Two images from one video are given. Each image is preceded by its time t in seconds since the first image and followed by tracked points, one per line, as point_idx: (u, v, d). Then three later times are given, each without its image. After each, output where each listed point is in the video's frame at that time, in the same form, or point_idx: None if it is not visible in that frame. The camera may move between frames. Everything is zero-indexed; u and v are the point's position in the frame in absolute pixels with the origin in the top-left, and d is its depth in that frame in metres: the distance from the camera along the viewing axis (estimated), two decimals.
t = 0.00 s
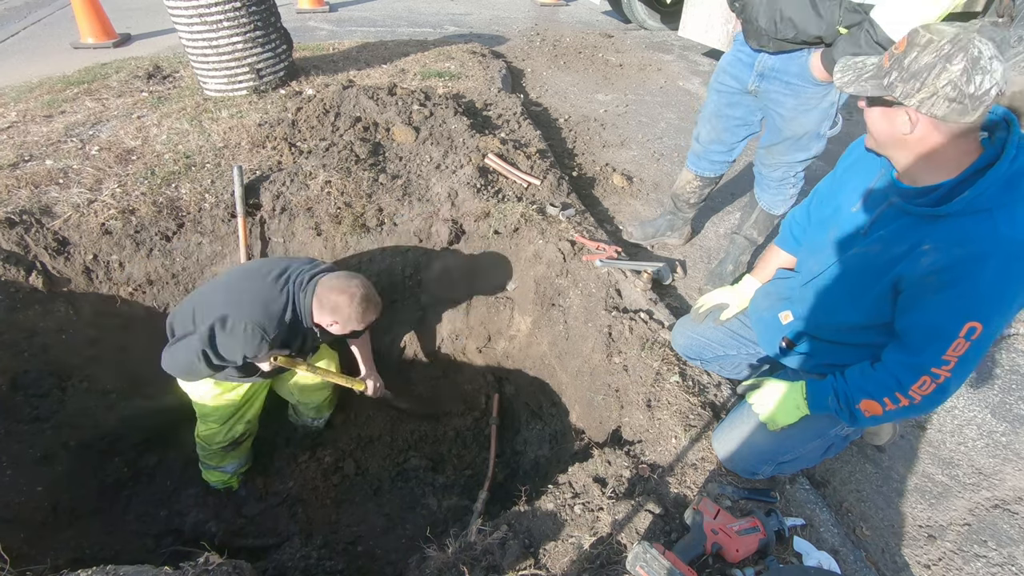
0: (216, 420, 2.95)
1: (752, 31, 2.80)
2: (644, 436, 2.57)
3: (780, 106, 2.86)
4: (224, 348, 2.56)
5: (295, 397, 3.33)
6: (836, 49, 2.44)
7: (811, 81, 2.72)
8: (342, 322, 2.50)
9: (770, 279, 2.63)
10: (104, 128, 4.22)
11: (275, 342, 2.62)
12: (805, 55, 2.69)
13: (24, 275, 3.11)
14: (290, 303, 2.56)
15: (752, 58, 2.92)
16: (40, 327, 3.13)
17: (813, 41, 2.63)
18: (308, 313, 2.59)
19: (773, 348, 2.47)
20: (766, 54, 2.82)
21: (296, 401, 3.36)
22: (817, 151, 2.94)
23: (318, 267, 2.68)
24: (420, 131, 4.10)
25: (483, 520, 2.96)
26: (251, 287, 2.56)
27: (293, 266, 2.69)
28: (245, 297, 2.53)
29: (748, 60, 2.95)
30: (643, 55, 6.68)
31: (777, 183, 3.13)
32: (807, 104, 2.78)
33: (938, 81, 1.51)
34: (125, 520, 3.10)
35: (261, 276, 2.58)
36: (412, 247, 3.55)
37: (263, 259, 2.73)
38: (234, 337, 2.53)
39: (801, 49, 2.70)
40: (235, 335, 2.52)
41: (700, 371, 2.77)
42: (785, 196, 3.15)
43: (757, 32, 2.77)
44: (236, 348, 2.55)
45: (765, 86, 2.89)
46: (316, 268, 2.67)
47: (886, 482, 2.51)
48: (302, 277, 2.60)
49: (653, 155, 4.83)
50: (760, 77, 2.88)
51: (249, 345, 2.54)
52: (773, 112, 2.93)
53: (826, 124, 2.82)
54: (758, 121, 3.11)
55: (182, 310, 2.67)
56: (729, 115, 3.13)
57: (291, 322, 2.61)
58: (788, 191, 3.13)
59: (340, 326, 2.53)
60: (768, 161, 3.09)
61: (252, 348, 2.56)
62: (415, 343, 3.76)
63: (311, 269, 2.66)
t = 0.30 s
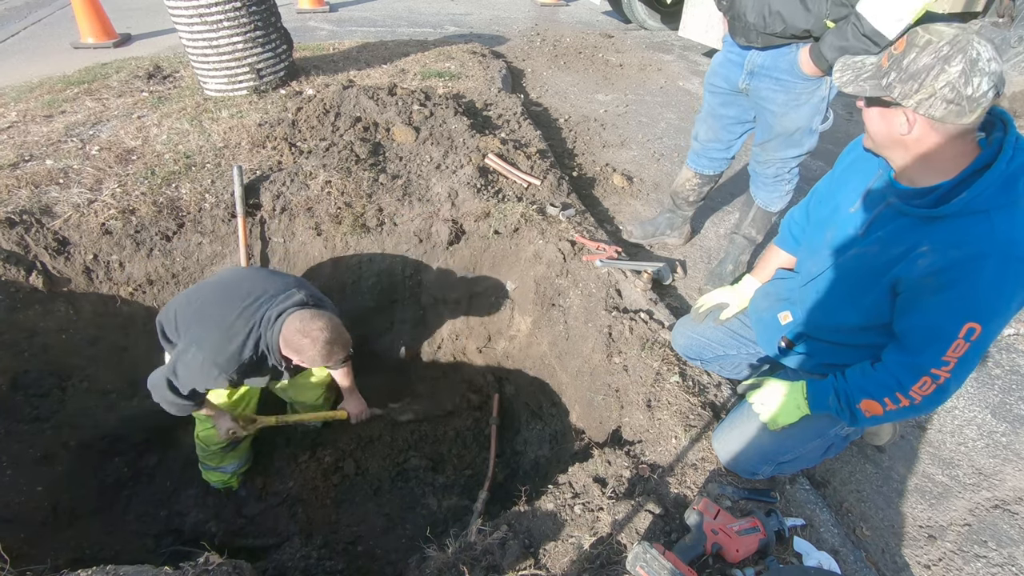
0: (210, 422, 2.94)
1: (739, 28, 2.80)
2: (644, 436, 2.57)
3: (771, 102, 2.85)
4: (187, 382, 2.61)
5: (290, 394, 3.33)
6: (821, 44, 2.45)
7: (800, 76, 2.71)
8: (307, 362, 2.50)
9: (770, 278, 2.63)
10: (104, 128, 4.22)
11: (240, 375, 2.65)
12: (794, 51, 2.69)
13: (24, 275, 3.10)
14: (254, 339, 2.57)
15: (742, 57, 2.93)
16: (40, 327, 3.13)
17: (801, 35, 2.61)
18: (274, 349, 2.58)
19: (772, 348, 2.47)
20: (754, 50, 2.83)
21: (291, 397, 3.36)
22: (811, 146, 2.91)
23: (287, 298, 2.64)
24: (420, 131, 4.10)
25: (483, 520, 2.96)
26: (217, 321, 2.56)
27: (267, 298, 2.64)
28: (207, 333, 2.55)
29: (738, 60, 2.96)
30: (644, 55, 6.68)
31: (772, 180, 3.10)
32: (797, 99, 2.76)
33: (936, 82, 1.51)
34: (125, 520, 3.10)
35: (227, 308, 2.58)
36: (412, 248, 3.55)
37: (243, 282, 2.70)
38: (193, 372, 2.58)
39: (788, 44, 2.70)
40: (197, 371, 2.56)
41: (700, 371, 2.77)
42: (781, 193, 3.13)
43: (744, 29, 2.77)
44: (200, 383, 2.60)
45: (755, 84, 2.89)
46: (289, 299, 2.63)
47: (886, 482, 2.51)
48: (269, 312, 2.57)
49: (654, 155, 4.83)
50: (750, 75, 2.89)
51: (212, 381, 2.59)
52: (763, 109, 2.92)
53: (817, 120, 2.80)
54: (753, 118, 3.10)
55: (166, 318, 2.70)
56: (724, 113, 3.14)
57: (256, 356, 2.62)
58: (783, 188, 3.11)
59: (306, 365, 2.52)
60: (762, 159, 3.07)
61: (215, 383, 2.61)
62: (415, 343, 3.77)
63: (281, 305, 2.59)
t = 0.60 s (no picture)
0: (217, 417, 2.94)
1: (726, 23, 2.79)
2: (644, 436, 2.57)
3: (758, 97, 2.85)
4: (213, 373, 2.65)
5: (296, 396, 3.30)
6: (808, 37, 2.48)
7: (786, 69, 2.71)
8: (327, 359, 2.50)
9: (770, 279, 2.63)
10: (105, 128, 4.22)
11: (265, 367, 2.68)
12: (780, 45, 2.69)
13: (24, 275, 3.10)
14: (279, 333, 2.60)
15: (728, 53, 2.93)
16: (40, 327, 3.13)
17: (788, 29, 2.62)
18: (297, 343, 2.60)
19: (772, 349, 2.47)
20: (740, 45, 2.82)
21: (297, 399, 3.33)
22: (801, 141, 2.90)
23: (311, 293, 2.66)
24: (420, 131, 4.10)
25: (483, 520, 2.96)
26: (243, 318, 2.59)
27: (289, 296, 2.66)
28: (233, 326, 2.57)
29: (725, 56, 2.96)
30: (644, 56, 6.69)
31: (765, 176, 3.09)
32: (785, 93, 2.76)
33: (937, 85, 1.50)
34: (125, 520, 3.10)
35: (252, 301, 2.61)
36: (412, 248, 3.55)
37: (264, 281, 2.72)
38: (220, 363, 2.62)
39: (775, 38, 2.70)
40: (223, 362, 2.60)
41: (700, 372, 2.77)
42: (775, 188, 3.13)
43: (732, 24, 2.76)
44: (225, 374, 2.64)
45: (742, 79, 2.89)
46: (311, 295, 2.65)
47: (886, 482, 2.51)
48: (291, 307, 2.60)
49: (654, 155, 4.83)
50: (737, 71, 2.89)
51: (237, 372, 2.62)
52: (751, 104, 2.92)
53: (806, 113, 2.80)
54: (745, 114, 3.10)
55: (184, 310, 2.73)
56: (716, 110, 3.15)
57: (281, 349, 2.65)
58: (776, 183, 3.10)
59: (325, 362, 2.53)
60: (752, 156, 3.06)
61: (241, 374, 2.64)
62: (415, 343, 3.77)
63: (303, 301, 2.60)
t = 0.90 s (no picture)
0: (212, 414, 2.93)
1: (718, 22, 2.79)
2: (644, 436, 2.57)
3: (754, 95, 2.85)
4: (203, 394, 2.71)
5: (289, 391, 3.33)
6: (804, 32, 2.50)
7: (781, 66, 2.71)
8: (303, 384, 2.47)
9: (771, 279, 2.63)
10: (105, 128, 4.22)
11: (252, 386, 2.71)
12: (774, 42, 2.70)
13: (24, 275, 3.11)
14: (259, 358, 2.58)
15: (721, 52, 2.94)
16: (40, 327, 3.13)
17: (783, 25, 2.63)
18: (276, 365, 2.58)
19: (772, 349, 2.47)
20: (734, 43, 2.83)
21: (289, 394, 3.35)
22: (796, 138, 2.90)
23: (290, 314, 2.57)
24: (421, 131, 4.10)
25: (483, 520, 2.96)
26: (227, 342, 2.58)
27: (271, 315, 2.60)
28: (216, 352, 2.58)
29: (717, 56, 2.96)
30: (644, 56, 6.69)
31: (760, 175, 3.08)
32: (780, 90, 2.77)
33: (935, 87, 1.51)
34: (125, 520, 3.11)
35: (234, 325, 2.58)
36: (412, 247, 3.55)
37: (251, 295, 2.66)
38: (207, 386, 2.66)
39: (769, 35, 2.71)
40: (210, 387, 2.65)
41: (700, 372, 2.77)
42: (770, 187, 3.12)
43: (725, 22, 2.76)
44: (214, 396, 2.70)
45: (736, 78, 2.90)
46: (289, 316, 2.57)
47: (886, 482, 2.51)
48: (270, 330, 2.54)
49: (654, 155, 4.83)
50: (731, 70, 2.90)
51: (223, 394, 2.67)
52: (746, 103, 2.92)
53: (801, 110, 2.80)
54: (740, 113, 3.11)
55: (176, 319, 2.75)
56: (712, 109, 3.15)
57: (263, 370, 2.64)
58: (771, 182, 3.10)
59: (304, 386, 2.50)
60: (747, 155, 3.05)
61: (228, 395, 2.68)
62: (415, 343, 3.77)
63: (281, 323, 2.54)
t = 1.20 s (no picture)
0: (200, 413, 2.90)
1: (716, 20, 2.79)
2: (644, 436, 2.57)
3: (752, 95, 2.84)
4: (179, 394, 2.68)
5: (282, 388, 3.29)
6: (803, 29, 2.51)
7: (779, 65, 2.71)
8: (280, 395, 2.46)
9: (770, 279, 2.63)
10: (105, 128, 4.22)
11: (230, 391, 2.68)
12: (772, 41, 2.70)
13: (24, 275, 3.11)
14: (239, 364, 2.56)
15: (718, 52, 2.94)
16: (40, 327, 3.13)
17: (780, 22, 2.63)
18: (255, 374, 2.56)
19: (772, 349, 2.47)
20: (731, 42, 2.83)
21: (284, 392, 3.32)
22: (794, 138, 2.90)
23: (275, 324, 2.58)
24: (421, 131, 4.10)
25: (483, 520, 2.97)
26: (210, 344, 2.56)
27: (256, 322, 2.59)
28: (198, 353, 2.57)
29: (714, 56, 2.96)
30: (644, 56, 6.69)
31: (758, 175, 3.08)
32: (778, 89, 2.76)
33: (933, 88, 1.51)
34: (125, 520, 3.11)
35: (219, 328, 2.58)
36: (412, 247, 3.55)
37: (236, 300, 2.66)
38: (185, 386, 2.63)
39: (767, 34, 2.71)
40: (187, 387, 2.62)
41: (700, 372, 2.77)
42: (768, 188, 3.11)
43: (722, 20, 2.76)
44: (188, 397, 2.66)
45: (734, 77, 2.90)
46: (275, 326, 2.57)
47: (886, 482, 2.51)
48: (253, 338, 2.54)
49: (654, 155, 4.83)
50: (728, 69, 2.90)
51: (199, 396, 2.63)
52: (743, 102, 2.91)
53: (799, 109, 2.81)
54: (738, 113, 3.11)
55: (163, 315, 2.75)
56: (709, 110, 3.15)
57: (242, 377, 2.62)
58: (769, 183, 3.09)
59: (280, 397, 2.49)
60: (745, 155, 3.05)
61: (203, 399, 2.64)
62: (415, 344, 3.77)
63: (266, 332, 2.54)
